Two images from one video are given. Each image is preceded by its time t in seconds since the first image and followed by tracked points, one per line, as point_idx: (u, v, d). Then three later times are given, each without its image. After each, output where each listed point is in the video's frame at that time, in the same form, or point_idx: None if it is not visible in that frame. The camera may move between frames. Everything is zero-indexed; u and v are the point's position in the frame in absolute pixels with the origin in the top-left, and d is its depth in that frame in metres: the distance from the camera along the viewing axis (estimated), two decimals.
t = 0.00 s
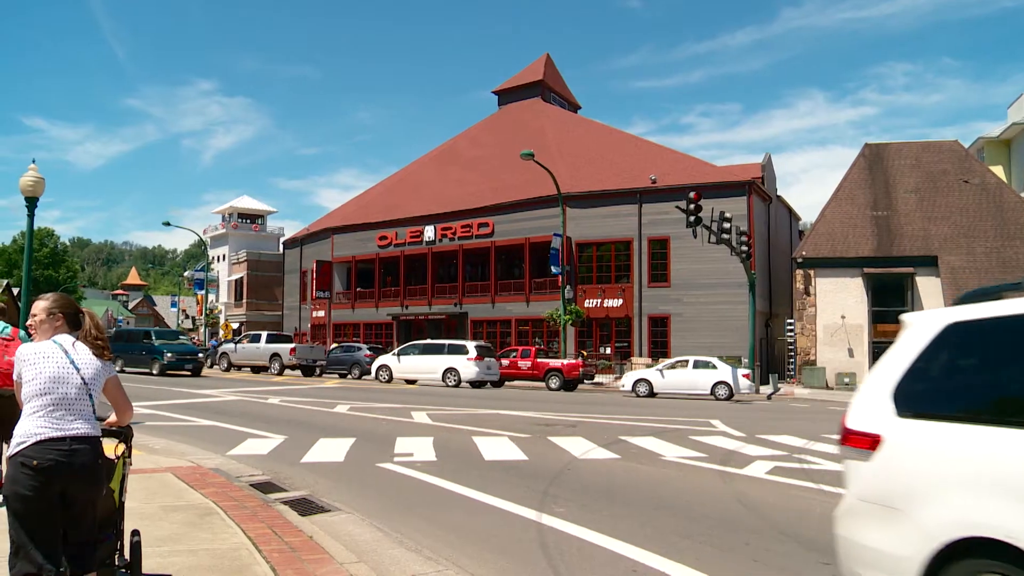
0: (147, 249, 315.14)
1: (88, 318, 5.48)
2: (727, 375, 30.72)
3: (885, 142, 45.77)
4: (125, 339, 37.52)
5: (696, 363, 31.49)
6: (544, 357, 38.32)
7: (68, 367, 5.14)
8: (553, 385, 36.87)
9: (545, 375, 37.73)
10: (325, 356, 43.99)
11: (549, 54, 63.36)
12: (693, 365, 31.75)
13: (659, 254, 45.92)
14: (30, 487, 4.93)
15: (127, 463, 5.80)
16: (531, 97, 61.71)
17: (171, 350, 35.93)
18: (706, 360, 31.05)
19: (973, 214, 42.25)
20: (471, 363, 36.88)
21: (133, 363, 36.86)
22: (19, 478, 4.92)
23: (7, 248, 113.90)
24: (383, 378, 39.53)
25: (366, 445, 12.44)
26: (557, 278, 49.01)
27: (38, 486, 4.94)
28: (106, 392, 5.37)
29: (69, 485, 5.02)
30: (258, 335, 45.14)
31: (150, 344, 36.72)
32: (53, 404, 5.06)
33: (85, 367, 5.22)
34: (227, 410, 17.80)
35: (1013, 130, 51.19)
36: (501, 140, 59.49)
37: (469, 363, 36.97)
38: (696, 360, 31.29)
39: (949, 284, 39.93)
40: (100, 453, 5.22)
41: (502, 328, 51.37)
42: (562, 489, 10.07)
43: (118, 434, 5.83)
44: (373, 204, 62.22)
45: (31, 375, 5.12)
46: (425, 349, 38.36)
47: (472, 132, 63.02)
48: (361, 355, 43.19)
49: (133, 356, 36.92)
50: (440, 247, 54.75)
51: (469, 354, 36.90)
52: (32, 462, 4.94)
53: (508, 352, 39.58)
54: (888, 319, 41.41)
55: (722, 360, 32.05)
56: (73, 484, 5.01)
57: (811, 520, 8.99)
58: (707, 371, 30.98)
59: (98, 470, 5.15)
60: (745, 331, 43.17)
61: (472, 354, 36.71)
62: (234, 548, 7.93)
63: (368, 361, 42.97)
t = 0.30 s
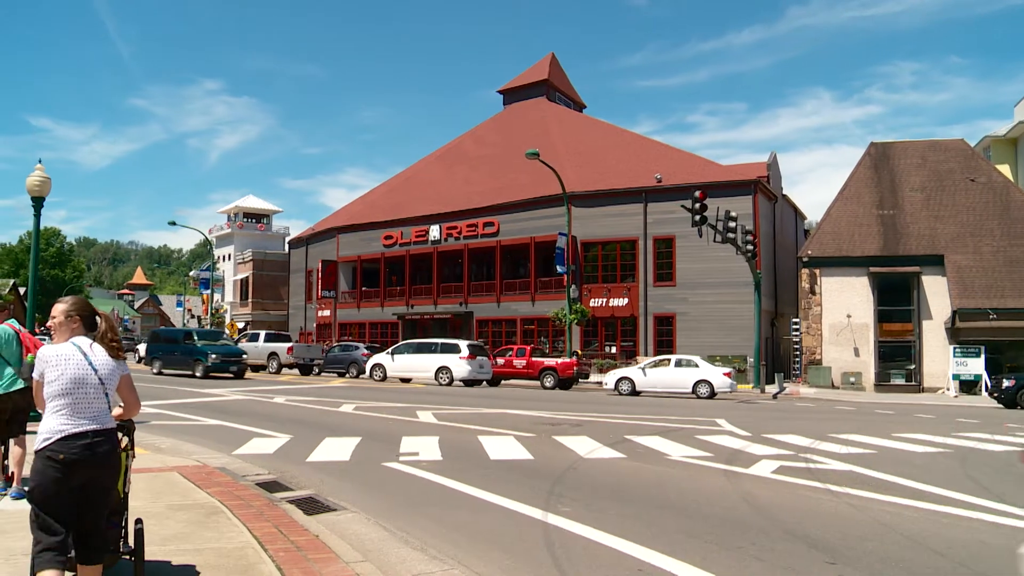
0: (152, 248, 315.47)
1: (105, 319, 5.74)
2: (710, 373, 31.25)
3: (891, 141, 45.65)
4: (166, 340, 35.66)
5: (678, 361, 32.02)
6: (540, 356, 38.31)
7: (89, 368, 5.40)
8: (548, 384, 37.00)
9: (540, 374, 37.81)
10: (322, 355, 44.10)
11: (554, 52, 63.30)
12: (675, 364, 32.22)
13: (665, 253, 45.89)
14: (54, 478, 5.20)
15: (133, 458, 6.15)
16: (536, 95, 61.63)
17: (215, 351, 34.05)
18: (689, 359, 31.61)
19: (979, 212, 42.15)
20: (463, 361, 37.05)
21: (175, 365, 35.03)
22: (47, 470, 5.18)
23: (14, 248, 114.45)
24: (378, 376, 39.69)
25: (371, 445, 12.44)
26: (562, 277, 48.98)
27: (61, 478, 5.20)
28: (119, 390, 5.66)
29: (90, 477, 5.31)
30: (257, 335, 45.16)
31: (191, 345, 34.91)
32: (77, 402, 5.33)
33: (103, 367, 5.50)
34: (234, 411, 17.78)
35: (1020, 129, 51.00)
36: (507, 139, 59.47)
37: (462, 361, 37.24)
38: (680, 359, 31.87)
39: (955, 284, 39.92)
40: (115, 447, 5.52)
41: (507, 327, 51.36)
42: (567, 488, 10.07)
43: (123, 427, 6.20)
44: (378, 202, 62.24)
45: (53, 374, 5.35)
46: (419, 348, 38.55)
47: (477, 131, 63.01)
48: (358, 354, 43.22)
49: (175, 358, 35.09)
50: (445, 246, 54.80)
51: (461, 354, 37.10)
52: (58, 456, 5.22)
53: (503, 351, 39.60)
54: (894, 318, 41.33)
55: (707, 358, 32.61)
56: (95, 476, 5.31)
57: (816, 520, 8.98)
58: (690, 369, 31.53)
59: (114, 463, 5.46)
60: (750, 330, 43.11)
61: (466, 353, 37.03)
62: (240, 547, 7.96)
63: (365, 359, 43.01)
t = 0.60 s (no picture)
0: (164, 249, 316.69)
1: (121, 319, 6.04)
2: (699, 371, 31.90)
3: (905, 139, 45.48)
4: (216, 340, 34.30)
5: (669, 360, 32.72)
6: (542, 354, 38.26)
7: (99, 366, 5.69)
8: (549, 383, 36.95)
9: (541, 372, 37.83)
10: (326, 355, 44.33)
11: (566, 52, 63.29)
12: (666, 362, 32.86)
13: (677, 252, 45.80)
14: (67, 469, 5.49)
15: (145, 451, 6.48)
16: (547, 94, 61.67)
17: (271, 352, 32.87)
18: (679, 357, 32.30)
19: (993, 210, 41.95)
20: (462, 360, 37.12)
21: (228, 367, 33.75)
22: (60, 461, 5.48)
23: (29, 248, 115.46)
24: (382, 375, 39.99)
25: (383, 444, 12.45)
26: (575, 276, 48.94)
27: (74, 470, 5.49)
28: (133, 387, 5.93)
29: (102, 467, 5.57)
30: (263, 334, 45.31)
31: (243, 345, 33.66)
32: (87, 397, 5.60)
33: (114, 365, 5.77)
34: (250, 409, 17.84)
35: None
36: (518, 138, 59.50)
37: (462, 359, 37.36)
38: (670, 357, 32.58)
39: (970, 282, 39.76)
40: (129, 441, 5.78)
41: (519, 326, 51.36)
42: (580, 488, 10.06)
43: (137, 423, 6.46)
44: (390, 202, 62.36)
45: (67, 371, 5.66)
46: (419, 347, 38.58)
47: (489, 131, 63.08)
48: (361, 353, 43.19)
49: (226, 359, 33.78)
50: (457, 245, 54.83)
51: (461, 352, 37.26)
52: (70, 448, 5.51)
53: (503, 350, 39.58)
54: (907, 317, 41.20)
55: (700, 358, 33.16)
56: (105, 467, 5.55)
57: (830, 520, 8.94)
58: (679, 368, 32.21)
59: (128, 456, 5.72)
60: (762, 329, 43.00)
61: (465, 351, 37.13)
62: (253, 546, 7.99)
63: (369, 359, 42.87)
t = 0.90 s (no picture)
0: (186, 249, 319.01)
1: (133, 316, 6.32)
2: (702, 369, 32.19)
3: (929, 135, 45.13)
4: (283, 341, 32.98)
5: (673, 358, 32.75)
6: (554, 352, 38.29)
7: (105, 366, 6.05)
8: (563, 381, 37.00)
9: (555, 371, 37.82)
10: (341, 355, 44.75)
11: (587, 51, 63.24)
12: (670, 360, 32.91)
13: (700, 250, 45.65)
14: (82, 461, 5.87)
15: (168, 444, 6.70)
16: (568, 93, 61.63)
17: (345, 354, 31.52)
18: (683, 355, 32.46)
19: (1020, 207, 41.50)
20: (473, 359, 37.26)
21: (296, 369, 32.42)
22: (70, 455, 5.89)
23: (56, 248, 116.92)
24: (392, 373, 39.83)
25: (407, 442, 12.46)
26: (598, 275, 48.92)
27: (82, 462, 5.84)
28: (144, 381, 6.19)
29: (106, 459, 5.87)
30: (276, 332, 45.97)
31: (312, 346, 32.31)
32: (94, 394, 5.99)
33: (120, 361, 6.09)
34: (274, 407, 17.90)
35: None
36: (538, 137, 59.54)
37: (473, 357, 37.46)
38: (673, 355, 32.70)
39: (996, 279, 39.36)
40: (140, 433, 6.03)
41: (542, 325, 51.41)
42: (603, 486, 10.03)
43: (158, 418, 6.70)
44: (411, 202, 62.54)
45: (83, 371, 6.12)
46: (431, 345, 38.67)
47: (510, 130, 63.15)
48: (377, 352, 43.69)
49: (294, 361, 32.46)
50: (479, 244, 54.88)
51: (472, 350, 37.38)
52: (81, 442, 5.88)
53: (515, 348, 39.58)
54: (933, 315, 40.84)
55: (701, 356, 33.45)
56: (108, 459, 5.83)
57: (856, 520, 8.86)
58: (683, 365, 32.40)
59: (135, 449, 5.95)
60: (785, 328, 42.83)
61: (476, 350, 37.24)
62: (278, 544, 8.04)
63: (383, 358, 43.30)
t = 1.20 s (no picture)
0: (210, 249, 321.87)
1: (167, 318, 6.47)
2: (711, 366, 32.05)
3: (960, 132, 44.83)
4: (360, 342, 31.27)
5: (682, 356, 32.91)
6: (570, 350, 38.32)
7: (139, 364, 6.28)
8: (580, 378, 36.84)
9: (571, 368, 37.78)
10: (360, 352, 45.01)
11: (613, 49, 63.19)
12: (679, 358, 33.05)
13: (727, 248, 45.43)
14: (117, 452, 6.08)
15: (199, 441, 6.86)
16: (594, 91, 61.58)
17: (428, 355, 29.67)
18: (692, 352, 32.41)
19: None
20: (488, 356, 37.33)
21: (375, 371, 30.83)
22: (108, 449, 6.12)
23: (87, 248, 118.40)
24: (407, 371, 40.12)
25: (432, 441, 12.48)
26: (624, 273, 48.79)
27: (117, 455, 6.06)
28: (175, 378, 6.35)
29: (139, 450, 6.06)
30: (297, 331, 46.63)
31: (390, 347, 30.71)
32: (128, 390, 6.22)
33: (152, 359, 6.30)
34: (302, 405, 18.01)
35: None
36: (564, 136, 59.59)
37: (487, 355, 37.49)
38: (682, 353, 32.75)
39: None
40: (171, 425, 6.20)
41: (568, 323, 51.35)
42: (630, 485, 10.00)
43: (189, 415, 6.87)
44: (436, 200, 62.76)
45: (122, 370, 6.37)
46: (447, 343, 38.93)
47: (535, 128, 63.23)
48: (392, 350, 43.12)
49: (372, 363, 30.90)
50: (505, 242, 54.90)
51: (487, 348, 37.40)
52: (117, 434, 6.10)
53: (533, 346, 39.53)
54: (963, 312, 40.41)
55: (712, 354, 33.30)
56: (142, 448, 6.02)
57: (886, 519, 8.78)
58: (692, 363, 32.37)
59: (167, 439, 6.12)
60: (813, 326, 42.56)
61: (489, 347, 37.18)
62: (305, 541, 8.09)
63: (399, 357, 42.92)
